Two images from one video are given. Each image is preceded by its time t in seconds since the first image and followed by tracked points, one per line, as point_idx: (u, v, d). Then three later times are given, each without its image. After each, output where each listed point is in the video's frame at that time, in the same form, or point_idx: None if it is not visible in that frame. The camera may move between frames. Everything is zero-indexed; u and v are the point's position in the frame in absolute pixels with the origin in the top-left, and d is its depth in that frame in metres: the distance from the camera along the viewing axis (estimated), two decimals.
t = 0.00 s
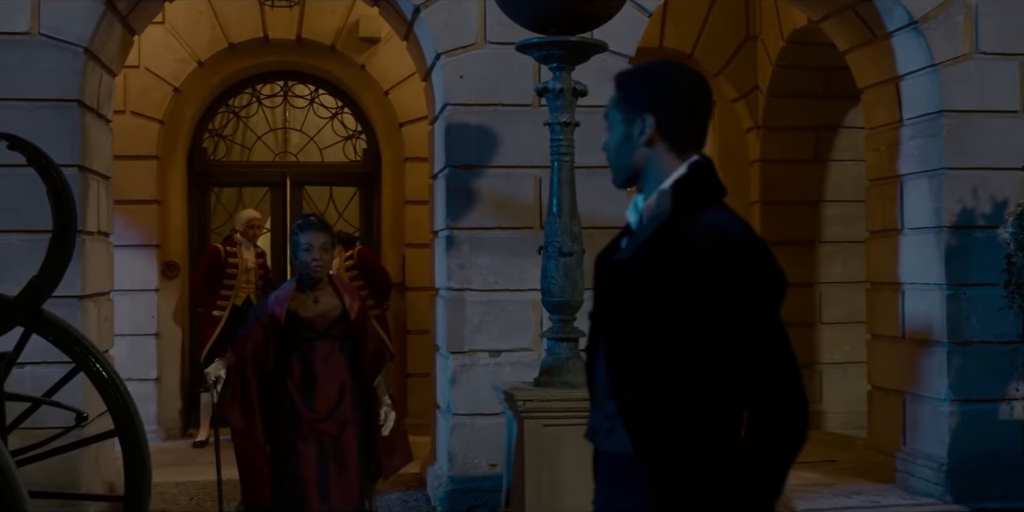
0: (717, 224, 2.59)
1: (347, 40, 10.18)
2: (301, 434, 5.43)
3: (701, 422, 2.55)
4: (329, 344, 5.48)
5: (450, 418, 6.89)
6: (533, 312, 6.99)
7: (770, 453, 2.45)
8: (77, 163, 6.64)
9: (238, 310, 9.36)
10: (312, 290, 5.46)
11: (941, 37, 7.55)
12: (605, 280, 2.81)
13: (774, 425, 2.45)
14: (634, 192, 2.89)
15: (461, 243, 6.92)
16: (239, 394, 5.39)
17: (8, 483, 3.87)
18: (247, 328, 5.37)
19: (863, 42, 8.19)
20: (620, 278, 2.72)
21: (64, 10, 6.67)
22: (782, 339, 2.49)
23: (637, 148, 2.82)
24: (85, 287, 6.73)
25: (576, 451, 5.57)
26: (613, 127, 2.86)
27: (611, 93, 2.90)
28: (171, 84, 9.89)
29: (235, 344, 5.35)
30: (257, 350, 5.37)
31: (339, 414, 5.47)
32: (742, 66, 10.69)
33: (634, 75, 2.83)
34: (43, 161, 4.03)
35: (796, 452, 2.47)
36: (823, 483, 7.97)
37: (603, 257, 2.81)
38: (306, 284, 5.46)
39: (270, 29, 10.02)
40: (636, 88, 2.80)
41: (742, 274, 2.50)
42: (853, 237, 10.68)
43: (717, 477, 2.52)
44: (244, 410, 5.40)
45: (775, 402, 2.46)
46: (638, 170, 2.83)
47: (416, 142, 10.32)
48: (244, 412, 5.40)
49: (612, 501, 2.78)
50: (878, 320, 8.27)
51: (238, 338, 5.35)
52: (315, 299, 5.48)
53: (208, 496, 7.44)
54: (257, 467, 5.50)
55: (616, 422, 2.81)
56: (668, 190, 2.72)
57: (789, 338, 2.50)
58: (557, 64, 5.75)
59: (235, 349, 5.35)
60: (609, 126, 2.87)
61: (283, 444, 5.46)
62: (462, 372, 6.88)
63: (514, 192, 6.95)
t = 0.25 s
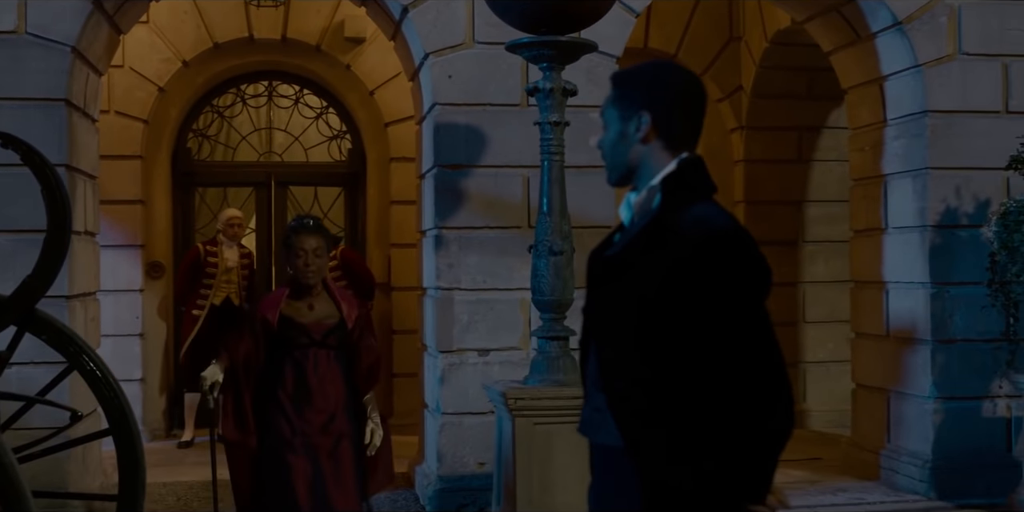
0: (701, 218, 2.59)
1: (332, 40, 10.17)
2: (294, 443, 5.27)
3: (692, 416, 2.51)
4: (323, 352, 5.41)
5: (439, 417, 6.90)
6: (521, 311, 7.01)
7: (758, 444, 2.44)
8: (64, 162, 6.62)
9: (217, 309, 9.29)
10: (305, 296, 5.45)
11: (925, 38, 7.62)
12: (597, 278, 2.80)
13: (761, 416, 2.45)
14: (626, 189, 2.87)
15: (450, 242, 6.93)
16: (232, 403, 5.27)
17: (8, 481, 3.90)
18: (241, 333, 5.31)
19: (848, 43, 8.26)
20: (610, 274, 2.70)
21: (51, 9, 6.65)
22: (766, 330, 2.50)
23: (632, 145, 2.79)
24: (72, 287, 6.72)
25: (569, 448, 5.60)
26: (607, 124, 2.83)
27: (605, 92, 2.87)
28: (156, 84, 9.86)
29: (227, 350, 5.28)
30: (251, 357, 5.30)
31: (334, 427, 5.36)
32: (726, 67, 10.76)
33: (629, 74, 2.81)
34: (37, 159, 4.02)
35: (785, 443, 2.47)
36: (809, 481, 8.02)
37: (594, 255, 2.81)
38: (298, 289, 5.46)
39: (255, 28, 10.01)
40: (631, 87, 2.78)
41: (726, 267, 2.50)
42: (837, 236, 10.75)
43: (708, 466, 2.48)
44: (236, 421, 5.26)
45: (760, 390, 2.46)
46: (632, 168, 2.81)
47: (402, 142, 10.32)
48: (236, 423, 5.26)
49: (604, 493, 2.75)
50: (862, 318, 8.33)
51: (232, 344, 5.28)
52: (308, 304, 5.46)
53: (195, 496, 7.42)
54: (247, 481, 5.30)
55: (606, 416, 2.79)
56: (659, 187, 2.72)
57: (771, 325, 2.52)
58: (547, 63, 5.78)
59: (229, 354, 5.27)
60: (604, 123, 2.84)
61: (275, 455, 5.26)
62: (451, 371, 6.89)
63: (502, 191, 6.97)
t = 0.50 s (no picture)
0: (693, 210, 2.60)
1: (318, 39, 10.17)
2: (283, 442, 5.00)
3: (689, 408, 2.52)
4: (317, 347, 5.11)
5: (428, 415, 6.92)
6: (511, 310, 7.04)
7: (753, 431, 2.49)
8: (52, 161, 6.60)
9: (195, 308, 9.19)
10: (299, 287, 5.14)
11: (909, 38, 7.69)
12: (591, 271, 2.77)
13: (756, 403, 2.49)
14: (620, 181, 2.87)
15: (439, 241, 6.94)
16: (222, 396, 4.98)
17: (8, 466, 4.08)
18: (234, 322, 5.01)
19: (833, 43, 8.32)
20: (601, 268, 2.69)
21: (40, 7, 6.63)
22: (759, 318, 2.53)
23: (633, 137, 2.78)
24: (61, 286, 6.71)
25: (560, 444, 5.63)
26: (608, 117, 2.82)
27: (602, 86, 2.87)
28: (141, 83, 9.83)
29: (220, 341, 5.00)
30: (244, 349, 5.00)
31: (325, 427, 5.08)
32: (711, 67, 10.83)
33: (628, 69, 2.82)
34: (34, 157, 4.01)
35: (782, 428, 2.51)
36: (796, 477, 8.08)
37: (588, 248, 2.78)
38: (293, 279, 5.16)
39: (240, 27, 9.99)
40: (637, 80, 2.78)
41: (719, 257, 2.51)
42: (821, 235, 10.82)
43: (710, 459, 2.50)
44: (223, 415, 4.98)
45: (755, 375, 2.50)
46: (630, 160, 2.81)
47: (388, 141, 10.33)
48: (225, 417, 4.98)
49: (604, 488, 2.74)
50: (848, 316, 8.39)
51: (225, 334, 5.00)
52: (302, 297, 5.13)
53: (184, 495, 7.41)
54: (228, 479, 4.98)
55: (602, 408, 2.75)
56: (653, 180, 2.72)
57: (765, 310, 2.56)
58: (537, 62, 5.81)
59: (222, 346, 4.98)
60: (604, 116, 2.83)
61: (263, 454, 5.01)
62: (440, 369, 6.90)
63: (492, 190, 7.00)
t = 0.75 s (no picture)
0: (680, 201, 2.63)
1: (302, 38, 10.16)
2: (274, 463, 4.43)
3: (686, 400, 2.54)
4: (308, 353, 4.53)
5: (417, 413, 6.93)
6: (498, 308, 7.06)
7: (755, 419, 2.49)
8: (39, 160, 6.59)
9: (169, 307, 9.00)
10: (282, 293, 4.57)
11: (892, 38, 7.75)
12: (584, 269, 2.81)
13: (754, 392, 2.49)
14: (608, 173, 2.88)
15: (427, 239, 6.96)
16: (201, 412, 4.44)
17: (8, 461, 4.02)
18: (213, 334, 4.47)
19: (817, 42, 8.38)
20: (595, 261, 2.73)
21: (26, 5, 6.61)
22: (752, 305, 2.54)
23: (629, 130, 2.79)
24: (47, 285, 6.70)
25: (550, 441, 5.66)
26: (603, 109, 2.81)
27: (594, 77, 2.85)
28: (125, 82, 9.80)
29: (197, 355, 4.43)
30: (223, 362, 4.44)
31: (318, 438, 4.50)
32: (694, 66, 10.88)
33: (622, 62, 2.82)
34: (25, 154, 4.00)
35: (779, 415, 2.52)
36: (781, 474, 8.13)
37: (579, 245, 2.83)
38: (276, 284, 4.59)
39: (225, 26, 9.98)
40: (634, 73, 2.78)
41: (708, 248, 2.53)
42: (804, 233, 10.89)
43: (710, 451, 2.51)
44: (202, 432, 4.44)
45: (753, 360, 2.50)
46: (623, 153, 2.81)
47: (372, 141, 10.33)
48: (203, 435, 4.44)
49: (605, 480, 2.78)
50: (831, 313, 8.46)
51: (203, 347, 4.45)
52: (286, 302, 4.56)
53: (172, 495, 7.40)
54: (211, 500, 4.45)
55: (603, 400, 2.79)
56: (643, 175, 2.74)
57: (758, 295, 2.56)
58: (526, 61, 5.84)
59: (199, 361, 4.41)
60: (600, 107, 2.81)
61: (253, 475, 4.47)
62: (428, 368, 6.92)
63: (479, 188, 7.02)
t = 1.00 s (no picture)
0: (672, 197, 2.65)
1: (284, 38, 10.15)
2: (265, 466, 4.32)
3: (687, 392, 2.57)
4: (297, 355, 4.41)
5: (401, 413, 6.95)
6: (483, 307, 7.08)
7: (757, 411, 2.50)
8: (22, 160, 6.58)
9: (139, 309, 8.79)
10: (275, 290, 4.45)
11: (872, 39, 7.83)
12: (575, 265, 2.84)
13: (755, 384, 2.50)
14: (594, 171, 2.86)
15: (411, 239, 6.97)
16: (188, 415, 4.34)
17: (8, 460, 3.81)
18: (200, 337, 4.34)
19: (797, 44, 8.46)
20: (589, 258, 2.74)
21: (9, 4, 6.58)
22: (749, 297, 2.54)
23: (621, 129, 2.77)
24: (30, 286, 6.69)
25: (535, 439, 5.70)
26: (595, 107, 2.78)
27: (583, 75, 2.82)
28: (105, 82, 9.77)
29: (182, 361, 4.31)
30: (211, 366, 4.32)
31: (312, 441, 4.39)
32: (674, 67, 10.94)
33: (611, 61, 2.80)
34: (15, 153, 4.01)
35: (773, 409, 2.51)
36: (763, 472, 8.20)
37: (568, 244, 2.85)
38: (271, 279, 4.46)
39: (205, 27, 9.96)
40: (626, 72, 2.76)
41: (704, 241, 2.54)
42: (784, 233, 10.97)
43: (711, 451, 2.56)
44: (193, 435, 4.35)
45: (749, 355, 2.51)
46: (613, 152, 2.79)
47: (354, 141, 10.34)
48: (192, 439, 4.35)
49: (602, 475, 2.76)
50: (811, 312, 8.53)
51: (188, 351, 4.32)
52: (280, 298, 4.44)
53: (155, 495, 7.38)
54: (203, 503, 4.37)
55: (606, 396, 2.74)
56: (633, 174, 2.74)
57: (753, 289, 2.56)
58: (512, 61, 5.87)
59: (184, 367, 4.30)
60: (591, 106, 2.78)
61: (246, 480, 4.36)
62: (413, 367, 6.93)
63: (463, 188, 7.04)
